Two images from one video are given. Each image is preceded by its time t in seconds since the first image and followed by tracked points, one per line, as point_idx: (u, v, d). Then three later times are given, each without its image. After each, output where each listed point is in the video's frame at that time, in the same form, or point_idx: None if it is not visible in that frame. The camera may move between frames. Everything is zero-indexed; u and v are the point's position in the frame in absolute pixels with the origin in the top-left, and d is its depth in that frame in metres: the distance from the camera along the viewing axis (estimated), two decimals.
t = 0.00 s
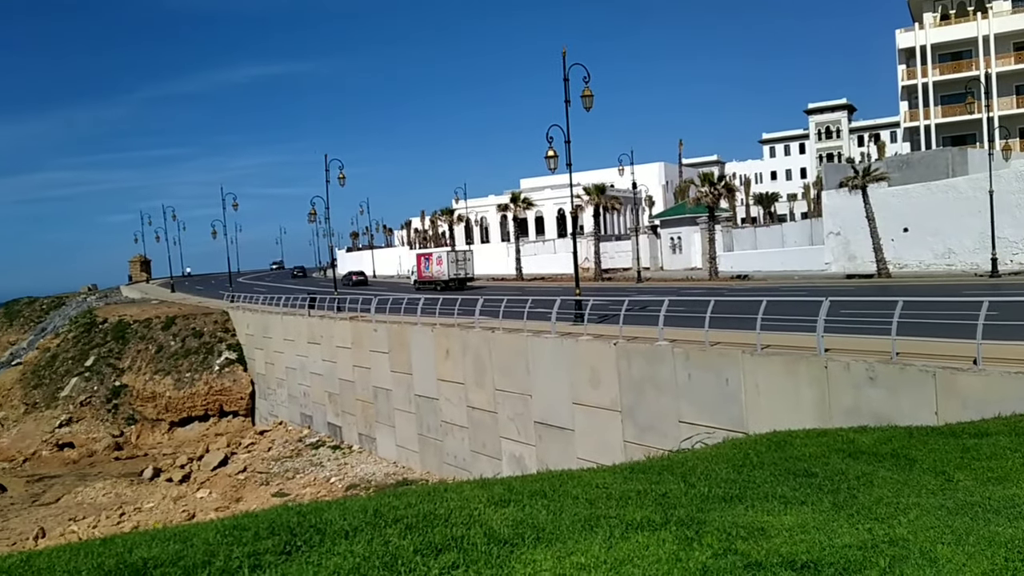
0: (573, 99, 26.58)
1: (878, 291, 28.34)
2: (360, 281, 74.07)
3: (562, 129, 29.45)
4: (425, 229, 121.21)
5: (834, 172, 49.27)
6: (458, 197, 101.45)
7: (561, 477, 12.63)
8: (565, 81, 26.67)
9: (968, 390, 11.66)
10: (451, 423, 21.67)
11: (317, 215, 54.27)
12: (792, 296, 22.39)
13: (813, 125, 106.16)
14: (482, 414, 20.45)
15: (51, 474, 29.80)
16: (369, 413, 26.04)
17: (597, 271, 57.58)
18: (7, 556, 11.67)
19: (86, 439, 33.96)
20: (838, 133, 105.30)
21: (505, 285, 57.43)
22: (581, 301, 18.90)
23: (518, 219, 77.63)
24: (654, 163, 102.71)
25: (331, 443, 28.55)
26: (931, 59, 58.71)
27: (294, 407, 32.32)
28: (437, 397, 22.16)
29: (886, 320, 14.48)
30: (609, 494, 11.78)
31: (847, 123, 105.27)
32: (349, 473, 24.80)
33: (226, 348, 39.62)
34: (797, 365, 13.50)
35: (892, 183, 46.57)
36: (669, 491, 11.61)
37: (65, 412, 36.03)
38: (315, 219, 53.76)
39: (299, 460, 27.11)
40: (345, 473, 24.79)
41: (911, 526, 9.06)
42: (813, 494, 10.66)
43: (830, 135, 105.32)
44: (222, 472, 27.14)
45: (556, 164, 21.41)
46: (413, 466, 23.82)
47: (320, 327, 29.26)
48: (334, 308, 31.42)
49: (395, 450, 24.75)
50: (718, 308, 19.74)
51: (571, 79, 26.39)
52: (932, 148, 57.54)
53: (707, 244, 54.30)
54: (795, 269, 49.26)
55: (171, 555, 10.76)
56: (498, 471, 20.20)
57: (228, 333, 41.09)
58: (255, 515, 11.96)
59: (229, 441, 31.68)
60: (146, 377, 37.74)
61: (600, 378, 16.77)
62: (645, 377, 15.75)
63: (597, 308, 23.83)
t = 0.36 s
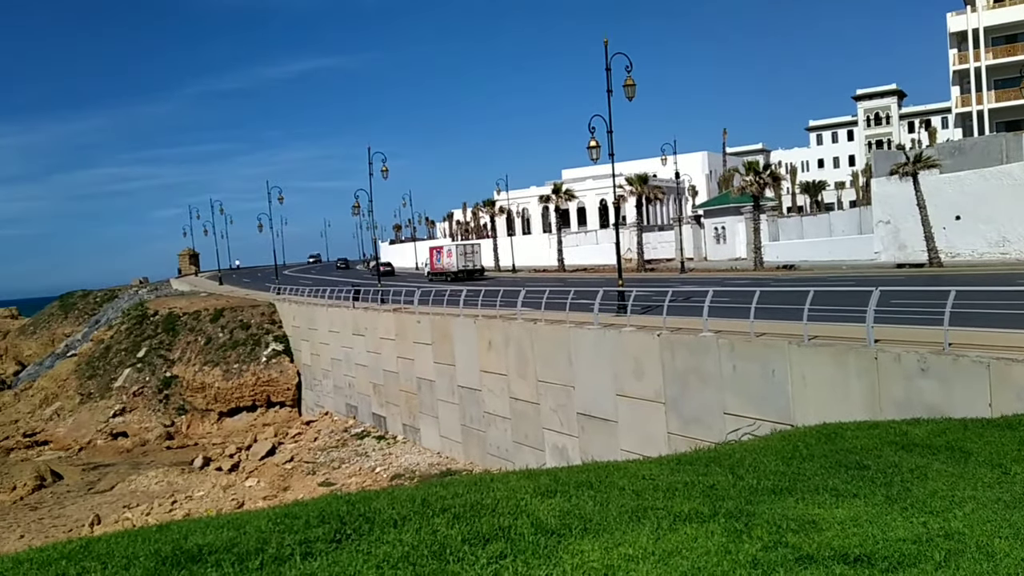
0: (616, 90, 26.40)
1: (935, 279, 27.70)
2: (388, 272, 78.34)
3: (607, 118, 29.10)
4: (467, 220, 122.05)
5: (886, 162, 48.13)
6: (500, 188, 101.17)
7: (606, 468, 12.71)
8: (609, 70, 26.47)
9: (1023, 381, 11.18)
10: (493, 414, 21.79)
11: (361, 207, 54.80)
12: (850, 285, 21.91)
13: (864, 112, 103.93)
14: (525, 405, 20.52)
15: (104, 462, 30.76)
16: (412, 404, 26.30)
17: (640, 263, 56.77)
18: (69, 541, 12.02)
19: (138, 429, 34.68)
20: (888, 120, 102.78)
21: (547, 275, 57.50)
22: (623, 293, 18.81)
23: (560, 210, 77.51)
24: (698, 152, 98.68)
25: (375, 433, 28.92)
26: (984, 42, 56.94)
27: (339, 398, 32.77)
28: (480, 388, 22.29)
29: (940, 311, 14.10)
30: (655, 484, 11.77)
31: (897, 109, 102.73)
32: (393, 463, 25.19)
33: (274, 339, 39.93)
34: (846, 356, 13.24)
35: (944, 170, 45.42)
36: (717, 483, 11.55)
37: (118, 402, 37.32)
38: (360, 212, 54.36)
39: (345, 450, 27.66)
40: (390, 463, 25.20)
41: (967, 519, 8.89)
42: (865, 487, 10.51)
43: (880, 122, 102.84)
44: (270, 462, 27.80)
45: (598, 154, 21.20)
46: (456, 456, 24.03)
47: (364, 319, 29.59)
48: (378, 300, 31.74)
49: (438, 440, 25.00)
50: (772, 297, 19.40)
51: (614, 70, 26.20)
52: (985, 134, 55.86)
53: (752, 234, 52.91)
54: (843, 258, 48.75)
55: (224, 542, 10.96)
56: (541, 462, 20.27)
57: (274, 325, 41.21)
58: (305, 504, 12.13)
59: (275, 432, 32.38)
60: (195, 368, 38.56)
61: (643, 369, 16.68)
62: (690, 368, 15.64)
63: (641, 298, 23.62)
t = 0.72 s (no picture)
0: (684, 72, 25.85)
1: None
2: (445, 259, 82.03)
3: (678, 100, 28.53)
4: (534, 207, 122.09)
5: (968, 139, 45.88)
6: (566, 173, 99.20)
7: (682, 456, 12.73)
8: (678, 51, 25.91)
9: None
10: (563, 401, 21.88)
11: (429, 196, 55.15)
12: (945, 269, 20.98)
13: (943, 87, 100.84)
14: (594, 392, 20.54)
15: (188, 447, 32.09)
16: (481, 390, 26.58)
17: (710, 248, 55.21)
18: (161, 522, 12.48)
19: (218, 415, 36.30)
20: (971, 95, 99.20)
21: (616, 261, 57.02)
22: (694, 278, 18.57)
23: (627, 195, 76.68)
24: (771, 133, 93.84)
25: (446, 419, 29.36)
26: None
27: (410, 385, 33.28)
28: (549, 374, 22.38)
29: None
30: (733, 473, 11.70)
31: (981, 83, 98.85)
32: (464, 449, 25.60)
33: (347, 328, 41.02)
34: (928, 341, 12.66)
35: None
36: (797, 471, 11.38)
37: (199, 388, 38.54)
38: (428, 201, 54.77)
39: (416, 436, 28.25)
40: (461, 449, 25.63)
41: None
42: (954, 476, 10.17)
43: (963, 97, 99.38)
44: (345, 447, 28.52)
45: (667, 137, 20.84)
46: (525, 443, 24.22)
47: (433, 307, 29.98)
48: (447, 288, 32.06)
49: (507, 427, 25.26)
50: (858, 282, 18.73)
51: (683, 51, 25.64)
52: None
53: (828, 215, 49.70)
54: (926, 241, 45.14)
55: (307, 525, 11.27)
56: (612, 449, 20.25)
57: (347, 314, 42.33)
58: (383, 488, 12.44)
59: (349, 417, 33.11)
60: (271, 355, 39.72)
61: (715, 356, 16.48)
62: (763, 354, 15.38)
63: (713, 284, 23.20)
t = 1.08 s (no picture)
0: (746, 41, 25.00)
1: None
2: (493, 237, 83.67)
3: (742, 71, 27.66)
4: (591, 184, 121.19)
5: None
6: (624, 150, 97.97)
7: (747, 435, 12.67)
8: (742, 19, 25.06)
9: None
10: (622, 378, 21.85)
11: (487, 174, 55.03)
12: None
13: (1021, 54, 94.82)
14: (654, 370, 20.45)
15: (255, 424, 33.10)
16: (541, 368, 26.73)
17: (773, 223, 53.99)
18: (232, 496, 12.83)
19: (285, 392, 37.26)
20: None
21: (675, 238, 56.18)
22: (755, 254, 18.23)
23: (686, 170, 75.37)
24: (837, 103, 90.31)
25: (505, 397, 29.66)
26: None
27: (470, 362, 33.61)
28: (608, 352, 22.35)
29: None
30: (800, 451, 11.58)
31: None
32: (524, 426, 25.86)
33: (406, 307, 41.53)
34: (1003, 317, 12.02)
35: None
36: (867, 449, 11.17)
37: (266, 366, 39.75)
38: (485, 179, 54.69)
39: (476, 414, 28.66)
40: (520, 427, 25.89)
41: None
42: None
43: None
44: (407, 424, 29.06)
45: (729, 110, 20.32)
46: (585, 421, 24.31)
47: (492, 286, 30.10)
48: (505, 267, 32.11)
49: (566, 404, 25.37)
50: (933, 256, 18.03)
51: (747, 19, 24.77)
52: None
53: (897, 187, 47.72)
54: (1000, 212, 43.10)
55: (373, 500, 11.47)
56: (673, 427, 20.17)
57: (407, 293, 42.81)
58: (447, 465, 12.63)
59: (411, 395, 33.71)
60: (334, 335, 40.54)
61: (778, 333, 16.20)
62: (828, 331, 15.04)
63: (777, 259, 22.71)
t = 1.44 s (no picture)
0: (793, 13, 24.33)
1: None
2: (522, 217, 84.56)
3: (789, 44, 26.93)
4: (630, 163, 120.26)
5: None
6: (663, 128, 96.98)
7: (793, 416, 12.63)
8: None
9: None
10: (661, 358, 21.79)
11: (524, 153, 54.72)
12: None
13: None
14: (693, 350, 20.36)
15: (297, 403, 33.71)
16: (579, 348, 26.77)
17: (816, 200, 53.12)
18: (280, 474, 13.04)
19: (326, 371, 38.03)
20: None
21: (715, 216, 55.58)
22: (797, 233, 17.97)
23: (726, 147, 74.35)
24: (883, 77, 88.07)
25: (544, 377, 29.82)
26: None
27: (507, 342, 33.75)
28: (647, 332, 22.29)
29: None
30: (848, 431, 11.48)
31: None
32: (562, 406, 25.99)
33: (444, 288, 41.68)
34: None
35: None
36: (916, 429, 11.02)
37: (307, 346, 40.14)
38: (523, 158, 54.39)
39: (515, 393, 28.88)
40: (559, 406, 26.04)
41: None
42: None
43: None
44: (447, 403, 29.36)
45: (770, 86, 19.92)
46: (623, 401, 24.33)
47: (530, 266, 30.10)
48: (543, 247, 32.05)
49: (605, 385, 25.39)
50: (986, 234, 17.56)
51: None
52: None
53: (943, 163, 46.28)
54: None
55: (419, 477, 11.60)
56: (713, 407, 20.10)
57: (445, 274, 42.92)
58: (490, 443, 12.74)
59: (450, 375, 34.00)
60: (374, 315, 40.88)
61: (822, 312, 16.01)
62: (873, 310, 14.82)
63: (820, 238, 22.35)
